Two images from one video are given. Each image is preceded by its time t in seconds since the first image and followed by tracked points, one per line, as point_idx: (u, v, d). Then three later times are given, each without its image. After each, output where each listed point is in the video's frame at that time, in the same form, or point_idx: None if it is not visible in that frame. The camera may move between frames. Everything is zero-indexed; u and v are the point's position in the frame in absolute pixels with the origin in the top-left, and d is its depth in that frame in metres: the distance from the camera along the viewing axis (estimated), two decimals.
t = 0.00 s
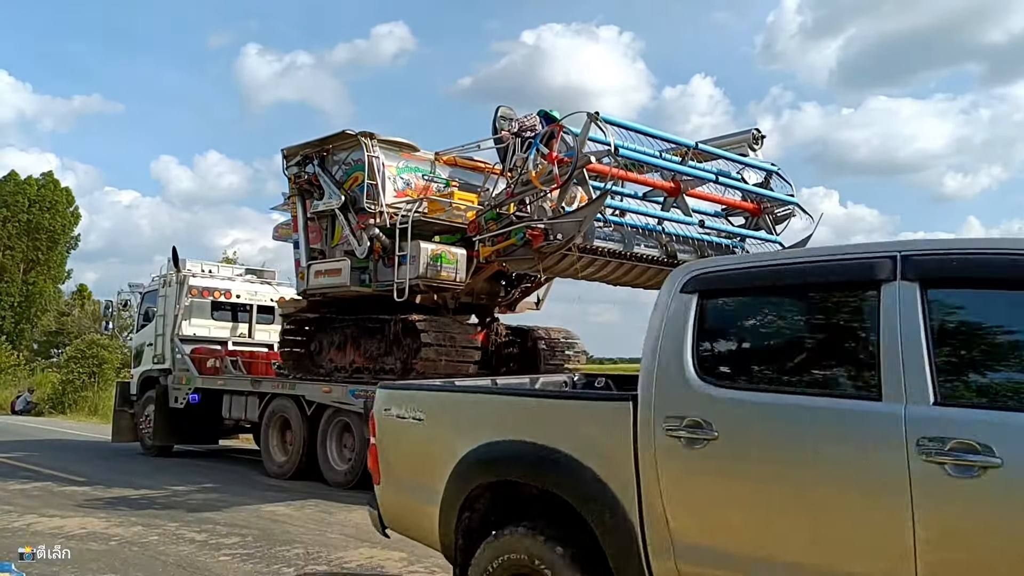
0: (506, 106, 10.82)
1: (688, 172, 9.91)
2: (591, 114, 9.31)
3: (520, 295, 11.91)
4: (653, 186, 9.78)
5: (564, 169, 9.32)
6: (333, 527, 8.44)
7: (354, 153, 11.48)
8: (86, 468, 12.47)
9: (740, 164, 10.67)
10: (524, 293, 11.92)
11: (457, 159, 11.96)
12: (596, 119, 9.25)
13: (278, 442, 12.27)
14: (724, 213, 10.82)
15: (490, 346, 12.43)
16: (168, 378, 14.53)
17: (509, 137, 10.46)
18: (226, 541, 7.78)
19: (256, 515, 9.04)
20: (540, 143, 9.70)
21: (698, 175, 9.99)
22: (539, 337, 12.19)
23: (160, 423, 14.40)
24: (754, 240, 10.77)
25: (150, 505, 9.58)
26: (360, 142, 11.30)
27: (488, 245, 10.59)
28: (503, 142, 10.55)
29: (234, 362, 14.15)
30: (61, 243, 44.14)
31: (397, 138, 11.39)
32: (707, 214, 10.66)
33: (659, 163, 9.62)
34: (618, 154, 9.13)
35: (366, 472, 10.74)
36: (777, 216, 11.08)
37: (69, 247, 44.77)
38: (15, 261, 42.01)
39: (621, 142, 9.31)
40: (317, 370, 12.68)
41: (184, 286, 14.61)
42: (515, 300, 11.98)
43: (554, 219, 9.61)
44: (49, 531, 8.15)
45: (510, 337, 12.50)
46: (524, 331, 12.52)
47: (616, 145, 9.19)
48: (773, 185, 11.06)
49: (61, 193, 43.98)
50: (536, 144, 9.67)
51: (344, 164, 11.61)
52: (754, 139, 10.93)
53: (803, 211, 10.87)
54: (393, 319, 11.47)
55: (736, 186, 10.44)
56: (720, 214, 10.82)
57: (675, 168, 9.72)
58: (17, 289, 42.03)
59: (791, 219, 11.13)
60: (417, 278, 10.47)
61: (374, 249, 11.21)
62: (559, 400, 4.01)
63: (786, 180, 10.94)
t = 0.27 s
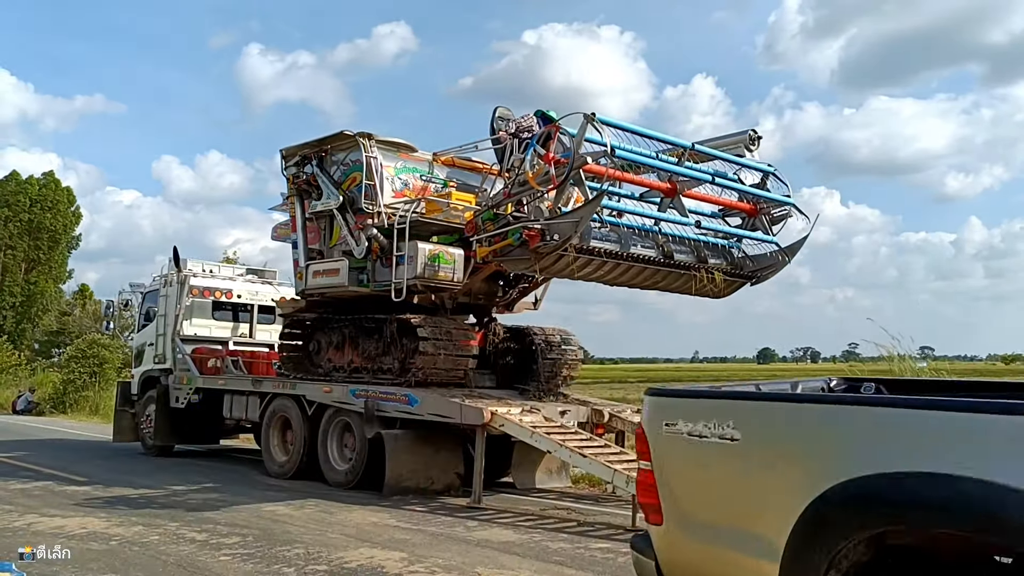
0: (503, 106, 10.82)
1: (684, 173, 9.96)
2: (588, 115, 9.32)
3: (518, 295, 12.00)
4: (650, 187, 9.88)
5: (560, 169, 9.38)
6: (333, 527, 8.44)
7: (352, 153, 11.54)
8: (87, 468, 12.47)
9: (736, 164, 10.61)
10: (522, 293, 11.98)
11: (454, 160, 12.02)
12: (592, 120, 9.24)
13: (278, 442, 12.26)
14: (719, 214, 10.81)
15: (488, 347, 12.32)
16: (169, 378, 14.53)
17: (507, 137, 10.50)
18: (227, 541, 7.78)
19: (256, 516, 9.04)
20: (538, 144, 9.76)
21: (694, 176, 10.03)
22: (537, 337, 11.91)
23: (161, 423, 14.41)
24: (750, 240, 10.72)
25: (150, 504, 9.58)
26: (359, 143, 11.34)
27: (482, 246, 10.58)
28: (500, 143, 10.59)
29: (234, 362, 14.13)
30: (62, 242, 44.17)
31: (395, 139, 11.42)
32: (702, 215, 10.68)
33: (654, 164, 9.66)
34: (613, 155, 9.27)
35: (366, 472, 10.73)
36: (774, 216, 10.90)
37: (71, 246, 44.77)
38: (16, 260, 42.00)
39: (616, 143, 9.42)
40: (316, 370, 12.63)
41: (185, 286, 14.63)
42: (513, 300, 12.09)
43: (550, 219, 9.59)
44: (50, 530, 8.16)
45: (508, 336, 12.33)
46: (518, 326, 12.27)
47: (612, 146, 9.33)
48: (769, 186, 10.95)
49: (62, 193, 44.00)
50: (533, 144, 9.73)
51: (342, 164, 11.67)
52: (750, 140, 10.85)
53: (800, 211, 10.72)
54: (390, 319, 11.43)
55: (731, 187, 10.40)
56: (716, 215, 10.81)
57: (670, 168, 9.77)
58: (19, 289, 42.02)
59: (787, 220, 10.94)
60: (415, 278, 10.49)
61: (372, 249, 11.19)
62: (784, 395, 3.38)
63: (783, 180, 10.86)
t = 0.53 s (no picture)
0: (501, 106, 10.81)
1: (681, 172, 9.98)
2: (584, 114, 9.30)
3: (515, 293, 12.13)
4: (647, 185, 9.93)
5: (558, 168, 9.46)
6: (334, 526, 8.44)
7: (350, 153, 11.55)
8: (88, 468, 12.48)
9: (733, 163, 10.60)
10: (519, 292, 12.16)
11: (452, 159, 12.07)
12: (589, 119, 9.22)
13: (279, 442, 12.26)
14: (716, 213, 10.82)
15: (486, 345, 12.43)
16: (170, 378, 14.54)
17: (504, 137, 10.44)
18: (228, 541, 7.78)
19: (257, 515, 9.03)
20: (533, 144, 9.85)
21: (690, 174, 10.06)
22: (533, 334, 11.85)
23: (162, 423, 14.42)
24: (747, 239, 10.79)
25: (151, 504, 9.58)
26: (357, 143, 11.35)
27: (480, 245, 10.57)
28: (498, 142, 10.57)
29: (234, 362, 14.06)
30: (64, 242, 44.21)
31: (393, 138, 11.41)
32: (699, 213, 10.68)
33: (651, 163, 9.69)
34: (610, 153, 9.34)
35: (367, 472, 10.73)
36: (771, 214, 10.98)
37: (72, 247, 44.84)
38: (17, 260, 42.03)
39: (612, 142, 9.44)
40: (315, 369, 12.62)
41: (186, 286, 14.64)
42: (511, 299, 12.28)
43: (547, 219, 9.57)
44: (51, 530, 8.17)
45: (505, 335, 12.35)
46: (514, 323, 12.24)
47: (608, 145, 9.38)
48: (766, 184, 10.95)
49: (62, 193, 44.05)
50: (529, 143, 9.81)
51: (340, 164, 11.67)
52: (746, 138, 10.87)
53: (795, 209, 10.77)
54: (387, 318, 11.41)
55: (728, 186, 10.41)
56: (712, 213, 10.82)
57: (667, 167, 9.80)
58: (20, 289, 42.06)
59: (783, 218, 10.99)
60: (413, 278, 10.47)
61: (369, 249, 11.19)
62: None
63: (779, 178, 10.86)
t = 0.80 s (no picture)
0: (497, 103, 10.80)
1: (677, 168, 9.97)
2: (581, 109, 9.31)
3: (513, 290, 12.03)
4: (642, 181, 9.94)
5: (553, 164, 9.42)
6: (334, 522, 8.45)
7: (348, 150, 11.54)
8: (90, 464, 12.50)
9: (729, 159, 10.60)
10: (517, 288, 12.05)
11: (450, 155, 12.07)
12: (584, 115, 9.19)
13: (280, 438, 12.27)
14: (712, 208, 10.82)
15: (484, 341, 12.46)
16: (171, 374, 14.56)
17: (500, 133, 10.40)
18: (229, 536, 7.79)
19: (258, 511, 9.04)
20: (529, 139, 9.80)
21: (686, 170, 10.05)
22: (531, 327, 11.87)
23: (164, 419, 14.45)
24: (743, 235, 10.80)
25: (152, 500, 9.59)
26: (354, 139, 11.36)
27: (477, 240, 10.56)
28: (494, 139, 10.54)
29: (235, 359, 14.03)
30: (65, 238, 44.25)
31: (390, 134, 11.41)
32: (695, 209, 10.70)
33: (647, 159, 9.68)
34: (605, 149, 9.35)
35: (368, 467, 10.73)
36: (766, 210, 10.98)
37: (73, 243, 44.89)
38: (19, 256, 42.08)
39: (607, 138, 9.47)
40: (314, 365, 12.65)
41: (187, 282, 14.67)
42: (508, 295, 12.24)
43: (544, 214, 9.57)
44: (53, 526, 8.18)
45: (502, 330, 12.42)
46: (511, 318, 12.28)
47: (604, 141, 9.39)
48: (762, 180, 10.94)
49: (63, 189, 44.08)
50: (526, 139, 9.74)
51: (338, 161, 11.67)
52: (743, 135, 10.89)
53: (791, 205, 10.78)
54: (383, 315, 11.47)
55: (724, 182, 10.42)
56: (708, 209, 10.83)
57: (663, 163, 9.80)
58: (22, 285, 42.13)
59: (779, 214, 10.99)
60: (410, 273, 10.49)
61: (367, 245, 11.20)
62: None
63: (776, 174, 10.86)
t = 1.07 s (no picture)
0: (494, 101, 10.79)
1: (673, 166, 10.03)
2: (577, 109, 9.31)
3: (510, 287, 12.11)
4: (639, 180, 10.02)
5: (550, 163, 9.44)
6: (335, 519, 8.45)
7: (345, 148, 11.50)
8: (91, 461, 12.51)
9: (725, 158, 10.61)
10: (514, 285, 12.13)
11: (447, 154, 12.09)
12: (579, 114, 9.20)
13: (281, 436, 12.28)
14: (709, 206, 10.81)
15: (481, 339, 12.49)
16: (172, 372, 14.57)
17: (497, 132, 10.44)
18: (229, 534, 7.80)
19: (259, 508, 9.05)
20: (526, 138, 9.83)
21: (682, 169, 10.10)
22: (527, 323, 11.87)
23: (164, 417, 14.46)
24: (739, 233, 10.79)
25: (152, 498, 9.60)
26: (351, 137, 11.34)
27: (473, 238, 10.58)
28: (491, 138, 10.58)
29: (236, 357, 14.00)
30: (66, 236, 44.27)
31: (388, 133, 11.42)
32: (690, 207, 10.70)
33: (644, 158, 9.72)
34: (602, 148, 9.39)
35: (368, 464, 10.73)
36: (762, 208, 10.97)
37: (74, 241, 44.92)
38: (20, 254, 42.12)
39: (604, 136, 9.51)
40: (312, 362, 12.66)
41: (187, 280, 14.68)
42: (505, 292, 12.23)
43: (540, 212, 9.57)
44: (53, 523, 8.19)
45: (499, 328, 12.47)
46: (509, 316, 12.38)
47: (600, 139, 9.42)
48: (759, 179, 10.94)
49: (63, 187, 44.09)
50: (522, 137, 9.79)
51: (335, 159, 11.65)
52: (739, 133, 10.89)
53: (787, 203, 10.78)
54: (381, 313, 11.49)
55: (720, 180, 10.44)
56: (704, 207, 10.82)
57: (660, 162, 9.84)
58: (23, 283, 42.18)
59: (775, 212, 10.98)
60: (407, 271, 10.50)
61: (365, 243, 11.20)
62: None
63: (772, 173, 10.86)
